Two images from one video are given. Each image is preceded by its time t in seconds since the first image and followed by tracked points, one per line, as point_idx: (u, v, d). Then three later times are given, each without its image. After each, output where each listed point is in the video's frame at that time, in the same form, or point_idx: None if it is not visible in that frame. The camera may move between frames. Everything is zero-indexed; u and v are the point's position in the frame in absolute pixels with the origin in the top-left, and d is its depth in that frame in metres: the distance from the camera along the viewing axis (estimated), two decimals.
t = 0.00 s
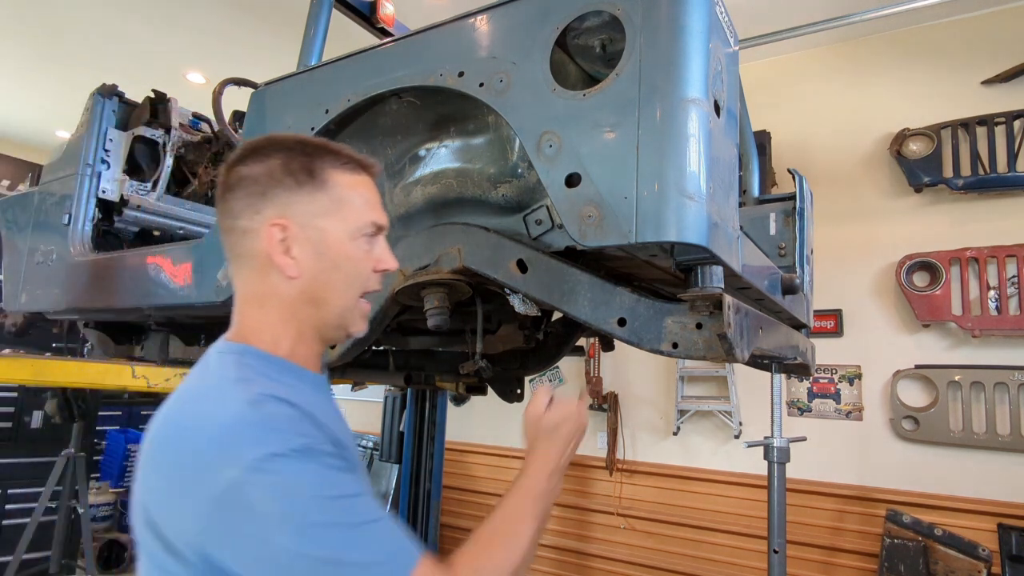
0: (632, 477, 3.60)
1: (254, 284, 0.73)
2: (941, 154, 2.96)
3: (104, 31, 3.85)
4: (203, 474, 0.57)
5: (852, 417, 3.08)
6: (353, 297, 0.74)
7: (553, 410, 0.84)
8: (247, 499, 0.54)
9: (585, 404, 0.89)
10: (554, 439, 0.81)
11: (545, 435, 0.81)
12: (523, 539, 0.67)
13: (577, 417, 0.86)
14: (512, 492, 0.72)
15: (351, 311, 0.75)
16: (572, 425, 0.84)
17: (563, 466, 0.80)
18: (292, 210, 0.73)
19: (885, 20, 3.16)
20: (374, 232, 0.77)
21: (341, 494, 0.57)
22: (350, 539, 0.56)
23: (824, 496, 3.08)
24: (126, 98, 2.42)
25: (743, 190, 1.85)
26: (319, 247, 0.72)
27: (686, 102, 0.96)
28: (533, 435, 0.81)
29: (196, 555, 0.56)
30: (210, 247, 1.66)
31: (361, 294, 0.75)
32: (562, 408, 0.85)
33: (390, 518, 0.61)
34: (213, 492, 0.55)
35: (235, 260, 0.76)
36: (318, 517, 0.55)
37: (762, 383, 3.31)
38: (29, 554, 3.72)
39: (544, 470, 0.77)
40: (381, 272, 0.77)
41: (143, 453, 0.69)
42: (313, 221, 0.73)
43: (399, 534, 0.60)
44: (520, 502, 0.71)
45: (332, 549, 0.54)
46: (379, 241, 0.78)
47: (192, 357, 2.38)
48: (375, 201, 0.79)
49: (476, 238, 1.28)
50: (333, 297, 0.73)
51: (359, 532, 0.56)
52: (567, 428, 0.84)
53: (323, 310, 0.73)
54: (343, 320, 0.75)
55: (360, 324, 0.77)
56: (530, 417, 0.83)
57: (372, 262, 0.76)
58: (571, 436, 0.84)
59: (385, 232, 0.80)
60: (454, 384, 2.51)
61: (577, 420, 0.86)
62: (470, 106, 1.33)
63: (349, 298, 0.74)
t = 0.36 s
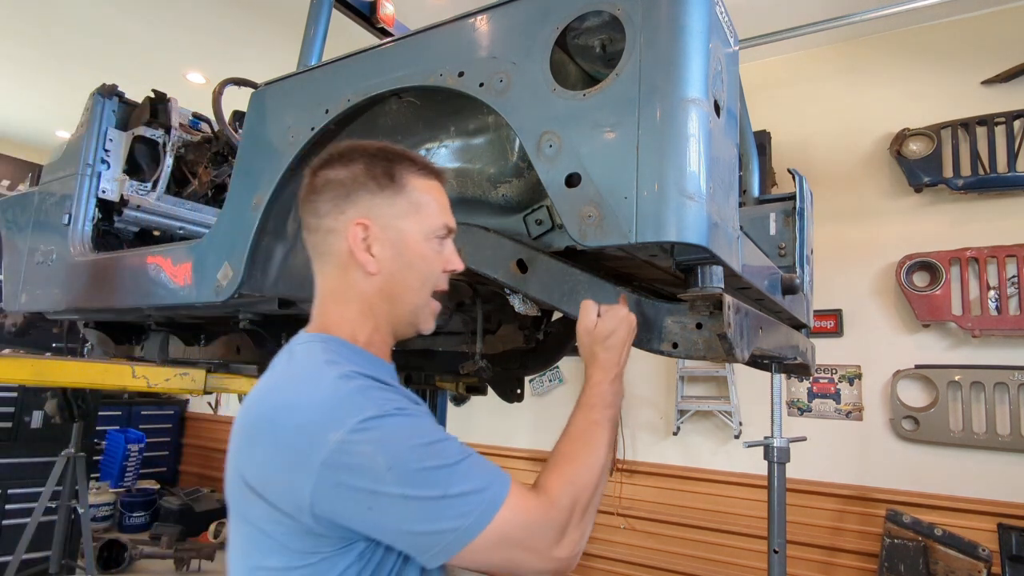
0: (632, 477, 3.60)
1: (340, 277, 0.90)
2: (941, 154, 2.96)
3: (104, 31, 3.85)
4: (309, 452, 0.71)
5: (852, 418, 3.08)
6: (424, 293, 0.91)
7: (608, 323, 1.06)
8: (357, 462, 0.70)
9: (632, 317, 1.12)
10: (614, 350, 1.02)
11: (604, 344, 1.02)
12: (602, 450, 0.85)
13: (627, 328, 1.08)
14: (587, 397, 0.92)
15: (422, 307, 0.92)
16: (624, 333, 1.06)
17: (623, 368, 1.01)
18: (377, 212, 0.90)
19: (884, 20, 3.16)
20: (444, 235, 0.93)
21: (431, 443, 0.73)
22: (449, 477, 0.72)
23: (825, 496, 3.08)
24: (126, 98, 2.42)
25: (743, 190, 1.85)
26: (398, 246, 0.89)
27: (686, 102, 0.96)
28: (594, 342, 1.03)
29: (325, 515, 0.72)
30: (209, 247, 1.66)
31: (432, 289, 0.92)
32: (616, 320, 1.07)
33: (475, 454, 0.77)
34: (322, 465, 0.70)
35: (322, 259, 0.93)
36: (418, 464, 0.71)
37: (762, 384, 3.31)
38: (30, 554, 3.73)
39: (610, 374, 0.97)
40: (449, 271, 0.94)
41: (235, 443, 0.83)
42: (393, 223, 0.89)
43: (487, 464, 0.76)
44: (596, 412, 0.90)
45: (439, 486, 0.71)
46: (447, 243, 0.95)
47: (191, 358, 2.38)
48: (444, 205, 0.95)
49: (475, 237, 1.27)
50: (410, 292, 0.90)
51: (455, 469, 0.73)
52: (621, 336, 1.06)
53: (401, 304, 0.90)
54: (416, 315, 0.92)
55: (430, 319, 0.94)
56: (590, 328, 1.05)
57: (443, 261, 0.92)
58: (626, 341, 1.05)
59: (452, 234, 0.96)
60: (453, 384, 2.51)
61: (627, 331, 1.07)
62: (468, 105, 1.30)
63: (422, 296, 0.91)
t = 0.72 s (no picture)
0: (632, 477, 3.61)
1: (393, 297, 1.13)
2: (941, 154, 2.96)
3: (104, 30, 3.85)
4: (345, 432, 0.92)
5: (852, 418, 3.08)
6: (463, 308, 1.10)
7: (604, 317, 1.14)
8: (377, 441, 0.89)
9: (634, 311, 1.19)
10: (614, 341, 1.11)
11: (603, 336, 1.12)
12: (600, 438, 0.96)
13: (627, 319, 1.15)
14: (589, 391, 1.03)
15: (461, 318, 1.11)
16: (626, 326, 1.14)
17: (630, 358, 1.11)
18: (418, 243, 1.11)
19: (884, 20, 3.16)
20: (478, 258, 1.11)
21: (443, 430, 0.89)
22: (455, 459, 0.87)
23: (825, 496, 3.08)
24: (126, 98, 2.43)
25: (743, 190, 1.85)
26: (436, 270, 1.09)
27: (686, 102, 0.96)
28: (593, 336, 1.12)
29: (358, 483, 0.91)
30: (209, 247, 1.66)
31: (470, 305, 1.10)
32: (619, 315, 1.14)
33: (485, 442, 0.92)
34: (352, 442, 0.90)
35: (382, 282, 1.16)
36: (427, 445, 0.87)
37: (762, 384, 3.31)
38: (30, 554, 3.73)
39: (612, 364, 1.07)
40: (485, 289, 1.12)
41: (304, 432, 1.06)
42: (432, 250, 1.10)
43: (494, 452, 0.90)
44: (599, 404, 1.01)
45: (445, 465, 0.86)
46: (482, 265, 1.12)
47: (191, 358, 2.35)
48: (479, 233, 1.13)
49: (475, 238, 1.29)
50: (450, 307, 1.09)
51: (462, 452, 0.88)
52: (622, 330, 1.13)
53: (442, 318, 1.09)
54: (458, 325, 1.11)
55: (472, 328, 1.13)
56: (588, 324, 1.15)
57: (477, 281, 1.10)
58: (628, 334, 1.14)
59: (487, 257, 1.14)
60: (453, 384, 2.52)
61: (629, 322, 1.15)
62: (468, 104, 1.29)
63: (460, 309, 1.10)
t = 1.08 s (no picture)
0: (632, 477, 3.61)
1: (411, 296, 1.23)
2: (941, 154, 2.96)
3: (104, 30, 3.85)
4: (349, 419, 1.02)
5: (852, 418, 3.08)
6: (469, 311, 1.16)
7: (593, 317, 1.14)
8: (370, 427, 0.97)
9: (629, 315, 1.16)
10: (605, 342, 1.10)
11: (593, 337, 1.12)
12: (581, 435, 0.97)
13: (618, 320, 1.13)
14: (575, 392, 1.05)
15: (470, 323, 1.17)
16: (620, 325, 1.12)
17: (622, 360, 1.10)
18: (432, 250, 1.19)
19: (883, 20, 3.16)
20: (487, 265, 1.16)
21: (430, 420, 0.95)
22: (437, 447, 0.92)
23: (824, 496, 3.08)
24: (126, 98, 2.43)
25: (743, 190, 1.85)
26: (446, 275, 1.16)
27: (686, 102, 0.96)
28: (582, 336, 1.13)
29: (358, 467, 1.00)
30: (209, 247, 1.66)
31: (475, 309, 1.16)
32: (610, 314, 1.13)
33: (472, 434, 0.96)
34: (353, 428, 1.00)
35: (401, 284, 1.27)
36: (412, 432, 0.93)
37: (762, 384, 3.31)
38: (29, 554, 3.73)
39: (600, 365, 1.07)
40: (495, 295, 1.17)
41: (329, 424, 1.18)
42: (442, 256, 1.17)
43: (478, 443, 0.94)
44: (584, 404, 1.02)
45: (427, 452, 0.92)
46: (493, 271, 1.17)
47: (191, 358, 2.35)
48: (491, 240, 1.17)
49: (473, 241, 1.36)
50: (456, 310, 1.16)
51: (445, 440, 0.92)
52: (612, 329, 1.12)
53: (449, 319, 1.17)
54: (468, 328, 1.18)
55: (481, 332, 1.19)
56: (577, 324, 1.15)
57: (485, 287, 1.16)
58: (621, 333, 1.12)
59: (499, 264, 1.18)
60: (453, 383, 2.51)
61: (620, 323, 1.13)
62: (468, 104, 1.29)
63: (468, 313, 1.16)
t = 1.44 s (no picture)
0: (632, 477, 3.61)
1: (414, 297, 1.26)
2: (941, 154, 2.96)
3: (104, 30, 3.85)
4: (341, 414, 1.03)
5: (852, 418, 3.08)
6: (456, 311, 1.15)
7: (587, 334, 1.15)
8: (356, 423, 0.98)
9: (626, 335, 1.17)
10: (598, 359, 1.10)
11: (586, 353, 1.12)
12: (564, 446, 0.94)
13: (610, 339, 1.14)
14: (565, 406, 1.03)
15: (458, 324, 1.16)
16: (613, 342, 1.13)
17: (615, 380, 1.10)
18: (429, 251, 1.21)
19: (883, 20, 3.17)
20: (477, 265, 1.15)
21: (412, 419, 0.94)
22: (417, 446, 0.92)
23: (824, 496, 3.08)
24: (126, 98, 2.43)
25: (743, 190, 1.85)
26: (438, 274, 1.17)
27: (686, 102, 0.96)
28: (577, 352, 1.13)
29: (345, 462, 1.01)
30: (209, 246, 1.67)
31: (460, 309, 1.15)
32: (602, 333, 1.14)
33: (454, 435, 0.95)
34: (343, 423, 1.01)
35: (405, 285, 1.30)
36: (394, 430, 0.94)
37: (762, 384, 3.31)
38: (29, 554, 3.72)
39: (592, 381, 1.06)
40: (484, 297, 1.14)
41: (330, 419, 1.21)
42: (436, 255, 1.19)
43: (458, 447, 0.92)
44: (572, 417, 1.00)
45: (407, 451, 0.92)
46: (483, 273, 1.15)
47: (191, 358, 2.35)
48: (482, 240, 1.16)
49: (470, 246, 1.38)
50: (445, 310, 1.16)
51: (424, 441, 0.92)
52: (607, 347, 1.13)
53: (439, 318, 1.17)
54: (457, 329, 1.16)
55: (468, 336, 1.16)
56: (573, 340, 1.16)
57: (471, 288, 1.14)
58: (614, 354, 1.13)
59: (489, 266, 1.16)
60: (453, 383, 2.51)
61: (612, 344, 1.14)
62: (468, 105, 1.29)
63: (456, 314, 1.15)
